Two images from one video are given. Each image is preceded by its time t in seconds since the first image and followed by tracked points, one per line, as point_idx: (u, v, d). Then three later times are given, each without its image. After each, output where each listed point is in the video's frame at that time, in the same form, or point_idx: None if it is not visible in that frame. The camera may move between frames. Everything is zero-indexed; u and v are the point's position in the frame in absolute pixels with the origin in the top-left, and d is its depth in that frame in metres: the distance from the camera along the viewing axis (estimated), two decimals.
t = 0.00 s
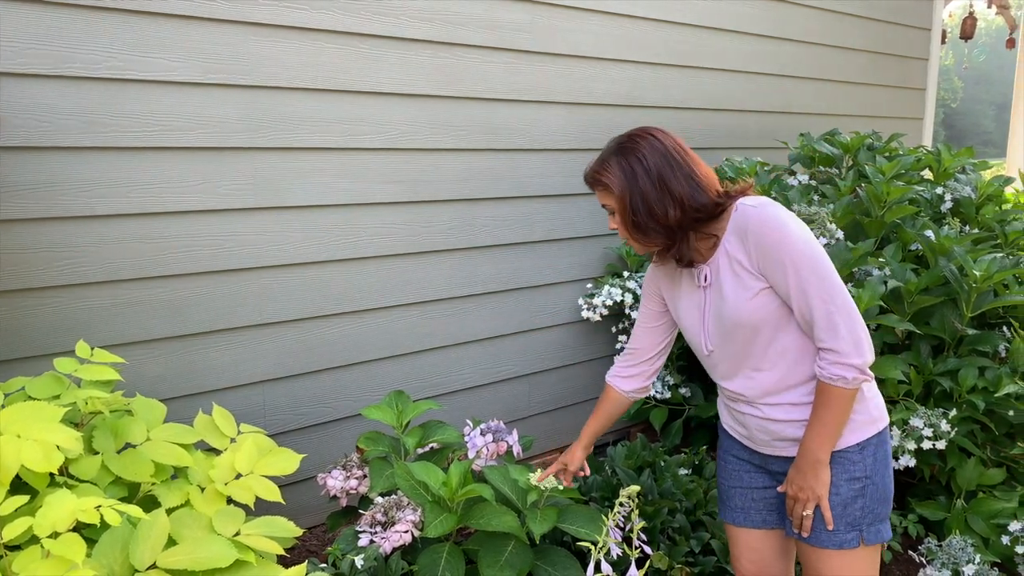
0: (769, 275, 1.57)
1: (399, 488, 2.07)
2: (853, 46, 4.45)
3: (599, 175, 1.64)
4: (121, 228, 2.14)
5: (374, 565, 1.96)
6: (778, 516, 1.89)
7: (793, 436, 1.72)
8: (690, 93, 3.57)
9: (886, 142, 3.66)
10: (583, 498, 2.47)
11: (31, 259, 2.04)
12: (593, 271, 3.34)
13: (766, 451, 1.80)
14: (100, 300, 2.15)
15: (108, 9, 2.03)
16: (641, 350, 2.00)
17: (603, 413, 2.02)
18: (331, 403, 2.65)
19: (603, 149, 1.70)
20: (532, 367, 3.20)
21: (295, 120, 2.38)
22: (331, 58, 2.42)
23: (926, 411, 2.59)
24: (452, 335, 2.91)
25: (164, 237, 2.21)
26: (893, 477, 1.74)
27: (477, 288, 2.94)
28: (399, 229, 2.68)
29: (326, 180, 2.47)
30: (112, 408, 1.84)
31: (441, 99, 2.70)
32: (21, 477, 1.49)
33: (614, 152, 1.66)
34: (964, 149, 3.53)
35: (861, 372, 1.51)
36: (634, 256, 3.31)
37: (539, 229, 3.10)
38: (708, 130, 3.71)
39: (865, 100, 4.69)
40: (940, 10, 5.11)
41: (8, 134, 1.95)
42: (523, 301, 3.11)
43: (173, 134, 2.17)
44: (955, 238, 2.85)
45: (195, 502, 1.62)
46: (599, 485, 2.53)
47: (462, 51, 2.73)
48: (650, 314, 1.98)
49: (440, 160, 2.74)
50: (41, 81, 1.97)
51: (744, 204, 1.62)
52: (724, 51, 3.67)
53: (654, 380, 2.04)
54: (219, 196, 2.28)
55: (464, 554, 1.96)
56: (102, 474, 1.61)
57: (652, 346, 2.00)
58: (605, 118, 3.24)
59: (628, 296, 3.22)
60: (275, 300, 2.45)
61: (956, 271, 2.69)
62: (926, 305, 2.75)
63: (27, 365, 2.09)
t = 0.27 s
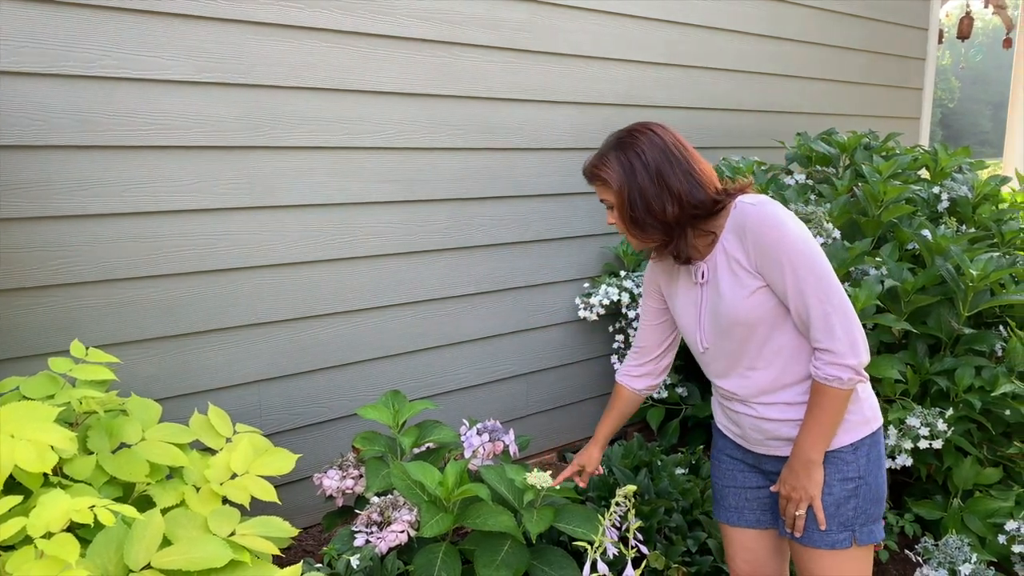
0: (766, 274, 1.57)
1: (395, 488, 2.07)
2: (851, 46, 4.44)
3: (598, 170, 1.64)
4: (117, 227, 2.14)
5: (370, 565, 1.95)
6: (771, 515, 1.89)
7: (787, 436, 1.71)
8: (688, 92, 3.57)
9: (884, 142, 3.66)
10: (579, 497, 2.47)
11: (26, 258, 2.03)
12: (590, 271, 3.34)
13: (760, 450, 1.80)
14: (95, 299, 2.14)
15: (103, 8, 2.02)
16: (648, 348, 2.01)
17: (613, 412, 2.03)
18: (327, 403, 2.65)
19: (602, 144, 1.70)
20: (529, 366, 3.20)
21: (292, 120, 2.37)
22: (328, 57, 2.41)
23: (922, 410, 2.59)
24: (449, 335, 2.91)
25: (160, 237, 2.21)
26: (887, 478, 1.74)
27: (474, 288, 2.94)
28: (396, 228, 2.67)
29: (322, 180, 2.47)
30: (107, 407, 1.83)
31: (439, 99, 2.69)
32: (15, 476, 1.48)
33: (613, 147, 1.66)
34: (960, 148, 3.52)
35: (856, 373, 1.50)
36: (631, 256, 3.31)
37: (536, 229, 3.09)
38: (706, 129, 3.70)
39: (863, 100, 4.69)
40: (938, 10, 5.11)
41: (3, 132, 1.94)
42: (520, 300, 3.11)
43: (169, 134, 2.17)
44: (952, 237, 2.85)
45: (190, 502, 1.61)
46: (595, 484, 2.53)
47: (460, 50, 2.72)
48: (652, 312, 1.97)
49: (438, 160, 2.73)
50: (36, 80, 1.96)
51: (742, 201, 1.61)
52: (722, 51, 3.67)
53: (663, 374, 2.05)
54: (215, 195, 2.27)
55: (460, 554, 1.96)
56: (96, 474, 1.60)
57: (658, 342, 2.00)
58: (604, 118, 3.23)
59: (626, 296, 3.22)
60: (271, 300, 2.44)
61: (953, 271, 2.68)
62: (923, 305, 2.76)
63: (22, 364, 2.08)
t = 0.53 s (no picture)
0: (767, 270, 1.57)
1: (392, 487, 2.07)
2: (848, 45, 4.45)
3: (613, 151, 1.64)
4: (112, 225, 2.13)
5: (366, 565, 1.93)
6: (766, 515, 1.89)
7: (780, 435, 1.71)
8: (685, 91, 3.57)
9: (881, 141, 3.67)
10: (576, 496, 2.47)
11: (20, 256, 2.02)
12: (587, 270, 3.33)
13: (754, 449, 1.80)
14: (90, 298, 2.14)
15: (97, 5, 2.01)
16: (647, 339, 2.00)
17: (612, 402, 2.04)
18: (324, 402, 2.64)
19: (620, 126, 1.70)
20: (526, 365, 3.20)
21: (288, 118, 2.37)
22: (324, 55, 2.40)
23: (919, 408, 2.59)
24: (446, 334, 2.90)
25: (155, 235, 2.20)
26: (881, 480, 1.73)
27: (471, 286, 2.93)
28: (393, 227, 2.67)
29: (319, 178, 2.46)
30: (102, 406, 1.82)
31: (436, 97, 2.69)
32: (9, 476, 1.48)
33: (630, 130, 1.66)
34: (957, 147, 3.52)
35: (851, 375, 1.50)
36: (628, 255, 3.29)
37: (533, 227, 3.09)
38: (703, 128, 3.70)
39: (860, 99, 4.69)
40: (934, 10, 5.11)
41: None
42: (517, 299, 3.11)
43: (164, 132, 2.16)
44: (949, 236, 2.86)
45: (186, 501, 1.60)
46: (593, 483, 2.53)
47: (455, 48, 2.71)
48: (651, 303, 1.97)
49: (434, 158, 2.73)
50: (30, 78, 1.95)
51: (750, 195, 1.61)
52: (719, 50, 3.66)
53: (661, 366, 2.05)
54: (211, 193, 2.26)
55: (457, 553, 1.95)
56: (92, 473, 1.59)
57: (657, 333, 2.00)
58: (600, 117, 3.23)
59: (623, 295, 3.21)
60: (267, 299, 2.43)
61: (950, 269, 2.68)
62: (921, 303, 2.76)
63: (17, 364, 2.07)
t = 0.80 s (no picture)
0: (779, 266, 1.57)
1: (388, 486, 2.07)
2: (845, 44, 4.45)
3: (644, 120, 1.64)
4: (108, 224, 2.12)
5: (363, 564, 1.93)
6: (756, 516, 1.88)
7: (770, 434, 1.71)
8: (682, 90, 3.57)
9: (878, 140, 3.67)
10: (573, 495, 2.47)
11: (16, 255, 2.02)
12: (584, 269, 3.33)
13: (744, 447, 1.79)
14: (86, 297, 2.13)
15: (93, 3, 2.01)
16: (638, 318, 2.01)
17: (591, 366, 2.07)
18: (320, 401, 2.64)
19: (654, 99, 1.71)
20: (523, 364, 3.20)
21: (284, 117, 2.36)
22: (320, 54, 2.40)
23: (916, 407, 2.59)
24: (443, 333, 2.90)
25: (152, 234, 2.19)
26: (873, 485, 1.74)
27: (469, 285, 2.93)
28: (389, 226, 2.66)
29: (316, 177, 2.46)
30: (98, 405, 1.82)
31: (434, 96, 2.69)
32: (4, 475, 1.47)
33: (664, 103, 1.66)
34: (953, 147, 3.52)
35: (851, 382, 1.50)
36: (625, 254, 3.29)
37: (530, 227, 3.09)
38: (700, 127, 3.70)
39: (857, 98, 4.70)
40: (931, 9, 5.12)
41: None
42: (514, 298, 3.11)
43: (160, 130, 2.15)
44: (946, 235, 2.86)
45: (182, 500, 1.60)
46: (590, 482, 2.53)
47: (452, 47, 2.71)
48: (649, 285, 1.97)
49: (431, 157, 2.73)
50: (26, 76, 1.95)
51: (770, 189, 1.60)
52: (716, 49, 3.67)
53: (647, 349, 2.06)
54: (208, 192, 2.26)
55: (454, 552, 1.95)
56: (88, 473, 1.59)
57: (649, 315, 2.01)
58: (597, 116, 3.23)
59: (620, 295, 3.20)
60: (263, 298, 2.43)
61: (947, 267, 2.69)
62: (917, 302, 2.75)
63: (12, 363, 2.07)
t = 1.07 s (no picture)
0: (797, 267, 1.53)
1: (385, 486, 2.06)
2: (842, 43, 4.45)
3: (697, 83, 1.57)
4: (103, 223, 2.12)
5: (359, 563, 1.93)
6: (736, 518, 1.85)
7: (751, 434, 1.68)
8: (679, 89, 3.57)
9: (875, 139, 3.67)
10: (571, 495, 2.47)
11: (10, 254, 2.01)
12: (581, 268, 3.33)
13: (723, 446, 1.76)
14: (81, 296, 2.12)
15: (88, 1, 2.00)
16: (637, 296, 1.99)
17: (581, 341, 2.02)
18: (317, 400, 2.63)
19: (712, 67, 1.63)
20: (520, 364, 3.19)
21: (280, 115, 2.36)
22: (317, 52, 2.40)
23: (914, 406, 2.58)
24: (440, 332, 2.89)
25: (147, 233, 2.18)
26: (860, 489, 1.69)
27: (466, 284, 2.93)
28: (386, 224, 2.66)
29: (312, 176, 2.45)
30: (93, 405, 1.81)
31: (430, 95, 2.68)
32: None
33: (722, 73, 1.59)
34: (951, 145, 3.52)
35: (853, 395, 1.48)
36: (622, 253, 3.29)
37: (527, 225, 3.08)
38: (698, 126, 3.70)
39: (854, 97, 4.70)
40: (928, 9, 5.13)
41: None
42: (511, 297, 3.10)
43: (155, 129, 2.14)
44: (943, 233, 2.86)
45: (178, 500, 1.59)
46: (587, 481, 2.53)
47: (449, 46, 2.70)
48: (657, 263, 1.95)
49: (428, 156, 2.72)
50: (21, 74, 1.94)
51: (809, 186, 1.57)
52: (713, 48, 3.67)
53: (638, 329, 2.03)
54: (204, 191, 2.25)
55: (451, 552, 1.96)
56: (83, 472, 1.58)
57: (649, 294, 1.99)
58: (595, 115, 3.23)
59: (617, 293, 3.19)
60: (259, 297, 2.42)
61: (944, 266, 2.69)
62: (915, 300, 2.75)
63: (7, 362, 2.06)
